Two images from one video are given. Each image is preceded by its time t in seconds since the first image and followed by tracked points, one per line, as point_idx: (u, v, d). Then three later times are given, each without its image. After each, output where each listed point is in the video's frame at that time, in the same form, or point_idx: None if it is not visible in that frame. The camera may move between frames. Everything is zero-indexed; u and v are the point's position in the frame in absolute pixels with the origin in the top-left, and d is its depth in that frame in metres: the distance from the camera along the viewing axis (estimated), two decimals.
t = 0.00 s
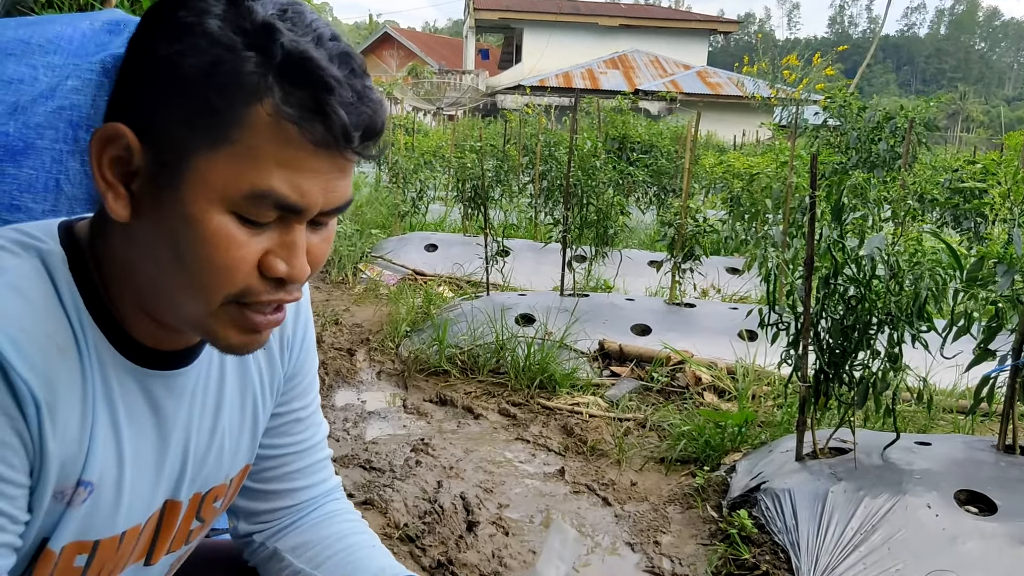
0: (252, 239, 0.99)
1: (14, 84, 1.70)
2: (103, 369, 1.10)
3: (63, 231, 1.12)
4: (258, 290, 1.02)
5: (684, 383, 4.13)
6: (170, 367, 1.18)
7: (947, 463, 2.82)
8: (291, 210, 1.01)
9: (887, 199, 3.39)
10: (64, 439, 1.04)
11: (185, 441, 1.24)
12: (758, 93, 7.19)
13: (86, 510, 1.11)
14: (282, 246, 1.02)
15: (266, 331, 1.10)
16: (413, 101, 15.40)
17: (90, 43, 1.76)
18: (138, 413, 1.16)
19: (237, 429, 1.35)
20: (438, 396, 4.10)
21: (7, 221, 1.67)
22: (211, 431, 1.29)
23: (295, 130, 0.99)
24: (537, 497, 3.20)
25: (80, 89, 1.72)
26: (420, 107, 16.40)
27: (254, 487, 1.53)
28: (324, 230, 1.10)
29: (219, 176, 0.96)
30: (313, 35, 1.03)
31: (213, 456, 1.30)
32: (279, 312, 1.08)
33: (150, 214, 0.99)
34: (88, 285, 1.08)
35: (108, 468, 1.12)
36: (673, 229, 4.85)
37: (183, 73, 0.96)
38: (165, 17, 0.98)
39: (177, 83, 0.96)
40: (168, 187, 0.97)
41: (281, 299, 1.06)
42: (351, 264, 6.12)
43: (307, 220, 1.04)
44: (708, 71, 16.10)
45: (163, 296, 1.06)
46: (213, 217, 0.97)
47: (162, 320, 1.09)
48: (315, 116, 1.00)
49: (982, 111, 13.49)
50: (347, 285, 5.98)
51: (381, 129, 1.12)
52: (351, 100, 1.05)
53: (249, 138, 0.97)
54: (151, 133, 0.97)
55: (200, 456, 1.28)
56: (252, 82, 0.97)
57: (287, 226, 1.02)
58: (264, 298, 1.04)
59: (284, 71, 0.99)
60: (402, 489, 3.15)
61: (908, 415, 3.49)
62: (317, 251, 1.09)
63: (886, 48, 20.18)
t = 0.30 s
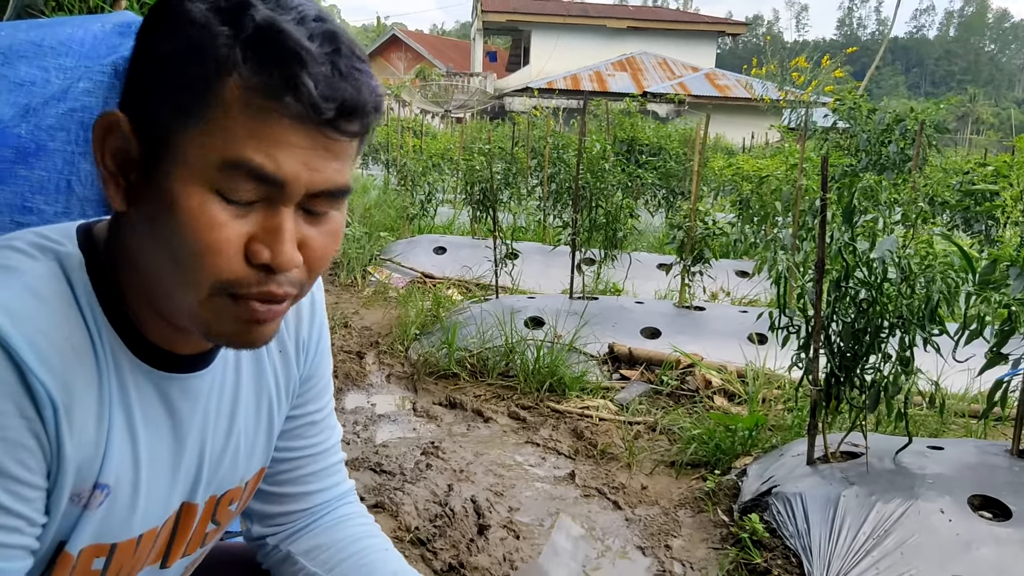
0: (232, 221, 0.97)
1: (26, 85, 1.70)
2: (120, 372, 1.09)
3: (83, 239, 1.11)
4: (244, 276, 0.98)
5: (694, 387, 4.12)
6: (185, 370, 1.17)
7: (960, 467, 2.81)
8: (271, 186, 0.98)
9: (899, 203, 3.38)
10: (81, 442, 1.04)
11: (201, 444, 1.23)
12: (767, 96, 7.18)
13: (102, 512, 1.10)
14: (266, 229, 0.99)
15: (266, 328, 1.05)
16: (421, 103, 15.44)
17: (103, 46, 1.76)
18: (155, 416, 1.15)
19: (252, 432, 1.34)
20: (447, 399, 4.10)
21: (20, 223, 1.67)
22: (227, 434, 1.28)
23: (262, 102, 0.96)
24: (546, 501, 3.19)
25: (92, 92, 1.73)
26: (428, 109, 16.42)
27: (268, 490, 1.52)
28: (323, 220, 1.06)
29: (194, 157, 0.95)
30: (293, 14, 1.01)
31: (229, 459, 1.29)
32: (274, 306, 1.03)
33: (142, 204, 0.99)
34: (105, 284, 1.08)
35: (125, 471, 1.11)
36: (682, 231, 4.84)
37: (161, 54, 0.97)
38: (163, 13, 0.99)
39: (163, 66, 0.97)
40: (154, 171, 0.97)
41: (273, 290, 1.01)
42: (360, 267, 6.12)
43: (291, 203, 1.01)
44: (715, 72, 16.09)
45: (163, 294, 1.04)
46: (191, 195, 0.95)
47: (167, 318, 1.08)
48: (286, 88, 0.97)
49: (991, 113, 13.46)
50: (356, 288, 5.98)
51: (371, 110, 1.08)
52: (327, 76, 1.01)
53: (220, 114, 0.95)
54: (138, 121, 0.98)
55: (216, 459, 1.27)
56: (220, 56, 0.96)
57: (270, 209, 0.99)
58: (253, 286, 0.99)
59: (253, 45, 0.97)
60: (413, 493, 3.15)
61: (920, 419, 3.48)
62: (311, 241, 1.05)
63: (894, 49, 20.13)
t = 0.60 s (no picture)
0: (209, 178, 0.98)
1: (34, 80, 1.69)
2: (131, 362, 1.09)
3: (96, 232, 1.10)
4: (222, 236, 0.98)
5: (702, 382, 4.11)
6: (194, 361, 1.16)
7: (970, 464, 2.80)
8: (247, 141, 1.00)
9: (909, 197, 3.37)
10: (92, 432, 1.03)
11: (211, 435, 1.22)
12: (774, 91, 7.16)
13: (112, 503, 1.09)
14: (241, 186, 1.00)
15: (252, 300, 1.03)
16: (427, 99, 15.44)
17: (111, 40, 1.79)
18: (166, 406, 1.14)
19: (263, 424, 1.33)
20: (454, 395, 4.10)
21: (27, 217, 1.64)
22: (237, 425, 1.27)
23: (231, 52, 0.98)
24: (554, 496, 3.19)
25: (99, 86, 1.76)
26: (434, 105, 16.41)
27: (278, 484, 1.51)
28: (305, 184, 1.07)
29: (172, 114, 0.98)
30: None
31: (239, 451, 1.28)
32: (255, 270, 1.01)
33: (132, 173, 1.02)
34: (114, 271, 1.07)
35: (134, 461, 1.10)
36: (690, 227, 4.83)
37: (144, 23, 1.03)
38: None
39: (149, 38, 1.02)
40: (140, 138, 1.00)
41: (254, 252, 1.00)
42: (367, 263, 6.11)
43: (268, 161, 1.02)
44: (722, 69, 16.05)
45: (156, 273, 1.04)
46: (170, 153, 0.97)
47: (162, 298, 1.08)
48: (252, 37, 0.99)
49: (1000, 110, 13.41)
50: (363, 284, 5.98)
51: (347, 68, 1.08)
52: (298, 29, 1.03)
53: (192, 68, 0.99)
54: (130, 93, 1.03)
55: (226, 451, 1.26)
56: (193, 14, 1.00)
57: (245, 166, 1.00)
58: (229, 248, 0.99)
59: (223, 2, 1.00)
60: (420, 489, 3.15)
61: (929, 414, 3.47)
62: (291, 207, 1.05)
63: (901, 45, 20.05)
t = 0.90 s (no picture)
0: (214, 175, 0.98)
1: (43, 83, 1.70)
2: (143, 360, 1.08)
3: (105, 229, 1.10)
4: (229, 231, 0.99)
5: (708, 385, 4.10)
6: (204, 360, 1.15)
7: (979, 467, 2.78)
8: (248, 137, 1.00)
9: (916, 199, 3.36)
10: (105, 429, 1.03)
11: (221, 433, 1.21)
12: (782, 92, 7.15)
13: (125, 500, 1.09)
14: (245, 183, 1.00)
15: (255, 295, 1.04)
16: (434, 102, 15.49)
17: (119, 43, 1.80)
18: (177, 404, 1.13)
19: (272, 424, 1.32)
20: (460, 397, 4.10)
21: (37, 220, 1.66)
22: (247, 423, 1.25)
23: (229, 50, 0.99)
24: (560, 499, 3.19)
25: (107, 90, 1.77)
26: (441, 107, 16.45)
27: (287, 482, 1.51)
28: (310, 180, 1.07)
29: (176, 113, 0.99)
30: None
31: (248, 450, 1.27)
32: (262, 264, 1.02)
33: (137, 172, 1.02)
34: (124, 271, 1.07)
35: (147, 458, 1.09)
36: (696, 229, 4.81)
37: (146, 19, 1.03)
38: None
39: (149, 37, 1.02)
40: (144, 138, 1.01)
41: (260, 245, 1.00)
42: (373, 265, 6.13)
43: (272, 157, 1.02)
44: (730, 70, 16.01)
45: (163, 271, 1.04)
46: (175, 150, 0.98)
47: (170, 297, 1.07)
48: (251, 34, 1.00)
49: (1009, 110, 13.34)
50: (369, 286, 5.99)
51: (345, 62, 1.08)
52: (293, 26, 1.04)
53: (192, 67, 0.99)
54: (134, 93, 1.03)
55: (235, 449, 1.24)
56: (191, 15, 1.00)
57: (250, 163, 1.01)
58: (234, 242, 0.99)
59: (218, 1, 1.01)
60: (426, 491, 3.15)
61: (937, 417, 3.45)
62: (296, 201, 1.05)
63: (910, 44, 19.95)
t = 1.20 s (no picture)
0: (251, 178, 1.00)
1: (47, 84, 1.72)
2: (148, 363, 1.09)
3: (107, 231, 1.11)
4: (271, 229, 1.02)
5: (709, 385, 4.11)
6: (209, 361, 1.16)
7: (979, 467, 2.79)
8: (284, 138, 1.02)
9: (917, 200, 3.36)
10: (109, 433, 1.04)
11: (225, 433, 1.22)
12: (784, 92, 7.16)
13: (129, 501, 1.10)
14: (282, 183, 1.02)
15: (293, 290, 1.07)
16: (436, 101, 15.50)
17: (122, 45, 1.81)
18: (181, 405, 1.15)
19: (274, 424, 1.33)
20: (462, 397, 4.12)
21: (40, 222, 1.67)
22: (250, 423, 1.27)
23: (264, 54, 1.00)
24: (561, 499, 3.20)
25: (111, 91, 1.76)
26: (443, 106, 16.45)
27: (288, 482, 1.53)
28: (332, 175, 1.09)
29: (206, 118, 0.99)
30: None
31: (251, 451, 1.28)
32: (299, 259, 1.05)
33: (156, 179, 1.02)
34: (131, 275, 1.08)
35: (150, 459, 1.11)
36: (697, 230, 4.82)
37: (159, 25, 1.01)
38: None
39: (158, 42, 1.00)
40: (165, 143, 1.00)
41: (298, 242, 1.04)
42: (375, 265, 6.14)
43: (305, 155, 1.04)
44: (731, 68, 15.99)
45: (189, 273, 1.06)
46: (209, 155, 0.99)
47: (196, 298, 1.09)
48: (283, 38, 1.01)
49: (1012, 109, 13.33)
50: (371, 286, 6.01)
51: (367, 60, 1.11)
52: (322, 27, 1.05)
53: (222, 73, 0.99)
54: (145, 99, 1.01)
55: (239, 450, 1.26)
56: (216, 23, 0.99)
57: (284, 163, 1.03)
58: (278, 239, 1.02)
59: (244, 4, 1.00)
60: (427, 491, 3.16)
61: (937, 418, 3.46)
62: (326, 196, 1.08)
63: (912, 42, 19.91)
